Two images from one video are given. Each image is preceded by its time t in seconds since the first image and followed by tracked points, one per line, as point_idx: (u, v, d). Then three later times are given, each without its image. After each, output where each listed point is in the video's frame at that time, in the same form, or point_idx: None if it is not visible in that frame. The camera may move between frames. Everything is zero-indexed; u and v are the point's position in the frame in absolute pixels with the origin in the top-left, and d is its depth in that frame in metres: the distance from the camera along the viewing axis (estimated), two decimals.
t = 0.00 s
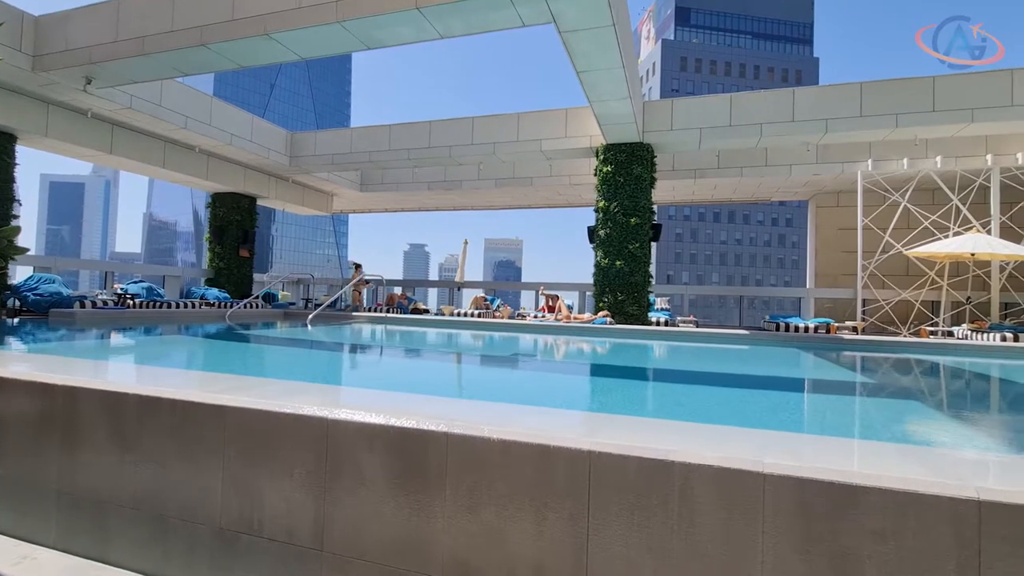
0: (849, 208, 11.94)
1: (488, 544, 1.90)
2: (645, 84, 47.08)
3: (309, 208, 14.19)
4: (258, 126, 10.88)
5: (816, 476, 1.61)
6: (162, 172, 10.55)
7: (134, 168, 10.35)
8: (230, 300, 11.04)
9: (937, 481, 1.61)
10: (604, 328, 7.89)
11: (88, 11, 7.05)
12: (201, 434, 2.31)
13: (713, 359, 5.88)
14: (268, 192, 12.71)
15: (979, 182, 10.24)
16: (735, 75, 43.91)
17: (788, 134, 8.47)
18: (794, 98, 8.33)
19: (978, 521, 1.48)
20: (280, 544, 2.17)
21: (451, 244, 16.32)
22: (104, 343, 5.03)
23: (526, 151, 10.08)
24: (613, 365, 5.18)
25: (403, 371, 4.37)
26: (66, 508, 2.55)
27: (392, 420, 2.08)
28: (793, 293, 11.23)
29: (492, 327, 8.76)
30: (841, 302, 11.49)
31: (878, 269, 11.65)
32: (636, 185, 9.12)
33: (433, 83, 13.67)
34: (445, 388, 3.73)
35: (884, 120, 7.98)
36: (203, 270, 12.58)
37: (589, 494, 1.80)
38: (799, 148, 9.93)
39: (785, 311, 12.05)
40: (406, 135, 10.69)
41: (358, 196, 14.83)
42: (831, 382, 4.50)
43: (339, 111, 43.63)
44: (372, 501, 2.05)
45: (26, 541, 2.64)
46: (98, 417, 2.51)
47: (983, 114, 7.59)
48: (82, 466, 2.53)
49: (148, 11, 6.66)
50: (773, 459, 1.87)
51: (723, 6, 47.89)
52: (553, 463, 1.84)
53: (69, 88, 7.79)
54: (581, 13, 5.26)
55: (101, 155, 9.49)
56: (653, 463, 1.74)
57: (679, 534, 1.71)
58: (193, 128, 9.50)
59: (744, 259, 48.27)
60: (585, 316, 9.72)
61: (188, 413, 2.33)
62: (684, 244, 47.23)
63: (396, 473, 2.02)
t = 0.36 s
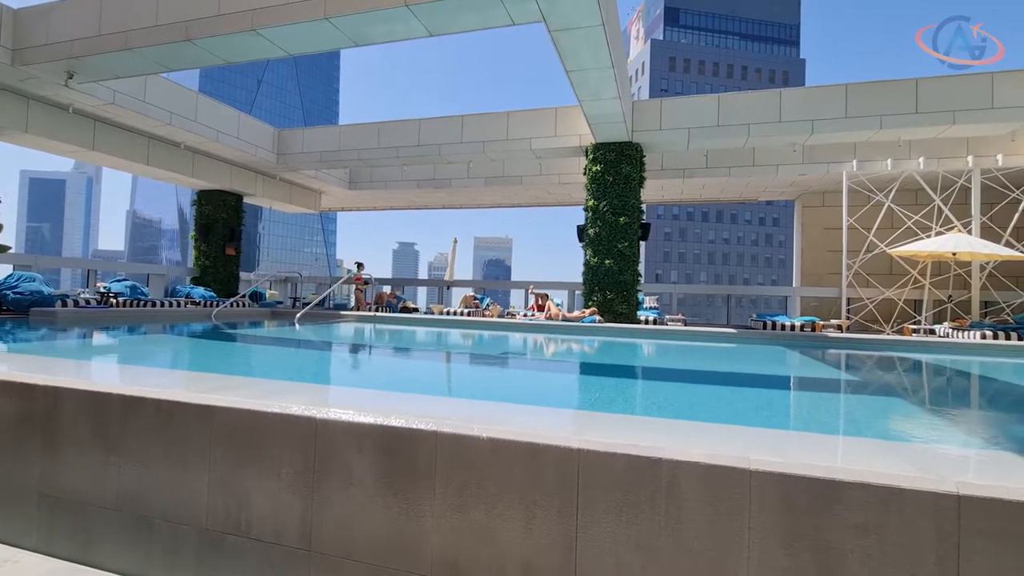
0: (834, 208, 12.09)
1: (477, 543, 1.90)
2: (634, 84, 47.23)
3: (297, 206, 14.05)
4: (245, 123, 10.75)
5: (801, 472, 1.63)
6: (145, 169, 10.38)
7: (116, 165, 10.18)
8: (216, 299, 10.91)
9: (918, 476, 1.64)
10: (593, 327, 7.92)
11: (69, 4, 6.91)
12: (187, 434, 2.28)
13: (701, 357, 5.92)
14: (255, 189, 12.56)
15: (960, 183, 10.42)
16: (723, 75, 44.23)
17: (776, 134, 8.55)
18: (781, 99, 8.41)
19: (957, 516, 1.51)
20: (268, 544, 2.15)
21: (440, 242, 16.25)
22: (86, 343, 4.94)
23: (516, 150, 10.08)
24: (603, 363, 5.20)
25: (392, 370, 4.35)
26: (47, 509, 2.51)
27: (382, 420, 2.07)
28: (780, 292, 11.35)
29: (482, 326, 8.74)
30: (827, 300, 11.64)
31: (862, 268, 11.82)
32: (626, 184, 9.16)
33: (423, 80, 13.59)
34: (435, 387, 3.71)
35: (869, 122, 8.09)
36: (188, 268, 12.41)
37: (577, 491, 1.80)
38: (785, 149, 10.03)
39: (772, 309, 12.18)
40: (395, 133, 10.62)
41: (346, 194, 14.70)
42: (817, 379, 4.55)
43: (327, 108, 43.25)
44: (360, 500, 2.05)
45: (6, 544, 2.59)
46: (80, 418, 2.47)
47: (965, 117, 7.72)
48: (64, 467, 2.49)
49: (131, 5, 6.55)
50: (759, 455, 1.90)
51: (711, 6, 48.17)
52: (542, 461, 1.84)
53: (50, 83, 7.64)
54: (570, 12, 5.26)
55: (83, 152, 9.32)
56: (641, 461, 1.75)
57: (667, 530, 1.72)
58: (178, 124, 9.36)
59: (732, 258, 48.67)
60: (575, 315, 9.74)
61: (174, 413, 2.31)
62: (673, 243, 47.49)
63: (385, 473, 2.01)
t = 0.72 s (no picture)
0: (820, 207, 12.23)
1: (466, 542, 1.90)
2: (624, 83, 47.43)
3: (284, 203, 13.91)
4: (231, 119, 10.61)
5: (787, 468, 1.65)
6: (128, 165, 10.20)
7: (98, 161, 9.99)
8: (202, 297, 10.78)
9: (900, 471, 1.67)
10: (583, 325, 7.96)
11: None
12: (172, 435, 2.26)
13: (690, 355, 5.97)
14: (241, 187, 12.42)
15: (942, 184, 10.60)
16: (711, 75, 44.52)
17: (764, 134, 8.64)
18: (768, 100, 8.50)
19: (939, 509, 1.54)
20: (255, 545, 2.14)
21: (430, 240, 16.19)
22: (67, 343, 4.84)
23: (505, 148, 10.07)
24: (591, 361, 5.22)
25: (381, 369, 4.32)
26: (28, 512, 2.46)
27: (371, 419, 2.06)
28: (767, 290, 11.48)
29: (472, 324, 8.72)
30: (812, 299, 11.79)
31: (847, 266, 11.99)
32: (615, 183, 9.19)
33: (412, 77, 13.51)
34: (423, 386, 3.71)
35: (854, 122, 8.20)
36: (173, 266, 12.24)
37: (566, 489, 1.81)
38: (772, 149, 10.14)
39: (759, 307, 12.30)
40: (384, 130, 10.55)
41: (335, 192, 14.57)
42: (802, 376, 4.62)
43: (315, 106, 42.88)
44: (349, 500, 2.03)
45: None
46: (62, 419, 2.42)
47: (947, 118, 7.84)
48: (46, 469, 2.45)
49: None
50: (747, 452, 1.91)
51: (699, 6, 48.44)
52: (531, 459, 1.85)
53: (29, 77, 7.48)
54: (560, 11, 5.27)
55: (64, 148, 9.14)
56: (630, 458, 1.76)
57: (655, 527, 1.73)
58: (162, 120, 9.22)
59: (719, 257, 49.05)
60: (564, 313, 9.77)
61: (159, 413, 2.27)
62: (662, 241, 47.78)
63: (374, 472, 2.00)
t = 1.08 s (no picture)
0: (805, 207, 12.38)
1: (455, 540, 1.90)
2: (613, 82, 47.50)
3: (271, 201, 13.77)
4: (217, 116, 10.47)
5: (773, 464, 1.67)
6: (111, 162, 10.03)
7: (79, 157, 9.81)
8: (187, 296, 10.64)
9: (883, 466, 1.70)
10: (572, 323, 7.99)
11: None
12: (156, 435, 2.22)
13: (678, 353, 6.02)
14: (228, 184, 12.26)
15: (924, 184, 10.77)
16: (700, 75, 44.75)
17: (750, 134, 8.72)
18: (755, 100, 8.58)
19: (919, 503, 1.57)
20: (241, 545, 2.12)
21: (419, 238, 16.12)
22: (47, 342, 4.74)
23: (494, 147, 10.05)
24: (581, 360, 5.24)
25: (369, 368, 4.30)
26: (7, 514, 2.41)
27: (358, 417, 2.04)
28: (753, 289, 11.60)
29: (461, 323, 8.70)
30: (798, 297, 11.94)
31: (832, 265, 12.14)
32: (604, 182, 9.22)
33: (401, 73, 13.40)
34: (412, 384, 3.69)
35: (839, 123, 8.30)
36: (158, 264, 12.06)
37: (555, 487, 1.81)
38: (760, 149, 10.24)
39: (745, 306, 12.45)
40: (373, 127, 10.47)
41: (323, 190, 14.43)
42: (788, 374, 4.67)
43: (303, 102, 42.44)
44: (337, 499, 2.02)
45: None
46: (42, 420, 2.38)
47: (929, 119, 7.96)
48: (26, 471, 2.40)
49: None
50: (733, 448, 1.94)
51: (688, 6, 48.65)
52: (520, 457, 1.85)
53: (8, 70, 7.32)
54: (550, 10, 5.26)
55: (44, 143, 8.96)
56: (617, 455, 1.77)
57: (643, 523, 1.75)
58: (145, 115, 9.07)
59: (707, 255, 49.40)
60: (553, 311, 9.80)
61: (142, 413, 2.24)
62: (650, 240, 48.06)
63: (362, 471, 1.99)
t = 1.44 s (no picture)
0: (790, 207, 12.53)
1: (443, 538, 1.90)
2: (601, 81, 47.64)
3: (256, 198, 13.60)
4: (201, 111, 10.31)
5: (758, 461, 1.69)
6: (92, 157, 9.84)
7: (59, 152, 9.61)
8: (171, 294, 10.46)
9: (865, 462, 1.73)
10: (561, 322, 8.02)
11: None
12: (140, 436, 2.19)
13: (665, 351, 6.07)
14: (212, 180, 12.09)
15: (906, 185, 10.96)
16: (687, 75, 45.06)
17: (737, 134, 8.80)
18: (741, 100, 8.66)
19: (901, 498, 1.60)
20: (226, 546, 2.09)
21: (407, 236, 16.02)
22: (25, 341, 4.64)
23: (483, 145, 10.03)
24: (569, 358, 5.25)
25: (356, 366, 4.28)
26: None
27: (345, 417, 2.03)
28: (739, 288, 11.72)
29: (450, 321, 8.67)
30: (783, 295, 12.08)
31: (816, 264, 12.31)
32: (592, 180, 9.26)
33: (388, 69, 13.30)
34: (400, 383, 3.68)
35: (823, 124, 8.42)
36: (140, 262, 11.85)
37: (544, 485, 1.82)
38: (746, 149, 10.33)
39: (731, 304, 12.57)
40: (360, 124, 10.38)
41: (309, 187, 14.28)
42: (773, 371, 4.73)
43: (289, 98, 41.98)
44: (325, 498, 2.01)
45: None
46: (21, 421, 2.33)
47: (911, 121, 8.10)
48: (3, 472, 2.35)
49: None
50: (720, 444, 1.96)
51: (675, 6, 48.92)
52: (509, 455, 1.85)
53: None
54: (539, 8, 5.26)
55: (22, 137, 8.75)
56: (606, 453, 1.78)
57: (630, 520, 1.76)
58: (127, 110, 8.90)
59: (694, 254, 49.80)
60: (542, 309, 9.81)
61: (125, 414, 2.20)
62: (637, 239, 48.32)
63: (349, 470, 1.98)
